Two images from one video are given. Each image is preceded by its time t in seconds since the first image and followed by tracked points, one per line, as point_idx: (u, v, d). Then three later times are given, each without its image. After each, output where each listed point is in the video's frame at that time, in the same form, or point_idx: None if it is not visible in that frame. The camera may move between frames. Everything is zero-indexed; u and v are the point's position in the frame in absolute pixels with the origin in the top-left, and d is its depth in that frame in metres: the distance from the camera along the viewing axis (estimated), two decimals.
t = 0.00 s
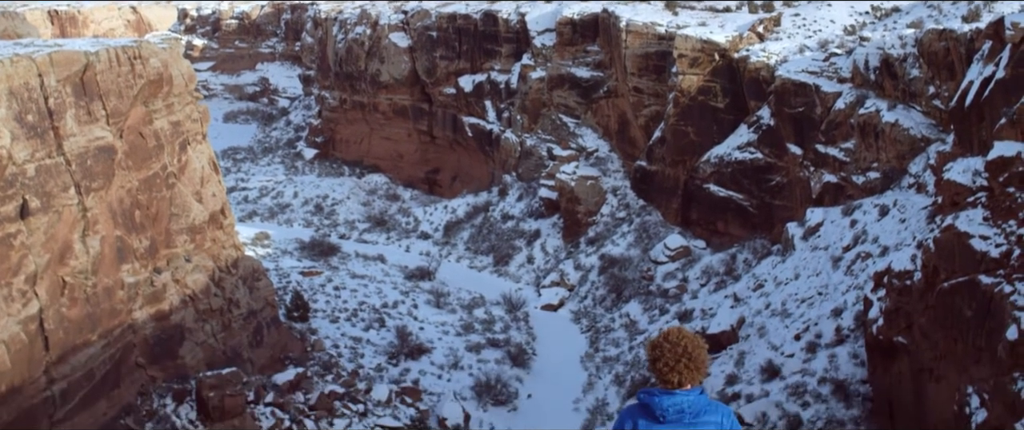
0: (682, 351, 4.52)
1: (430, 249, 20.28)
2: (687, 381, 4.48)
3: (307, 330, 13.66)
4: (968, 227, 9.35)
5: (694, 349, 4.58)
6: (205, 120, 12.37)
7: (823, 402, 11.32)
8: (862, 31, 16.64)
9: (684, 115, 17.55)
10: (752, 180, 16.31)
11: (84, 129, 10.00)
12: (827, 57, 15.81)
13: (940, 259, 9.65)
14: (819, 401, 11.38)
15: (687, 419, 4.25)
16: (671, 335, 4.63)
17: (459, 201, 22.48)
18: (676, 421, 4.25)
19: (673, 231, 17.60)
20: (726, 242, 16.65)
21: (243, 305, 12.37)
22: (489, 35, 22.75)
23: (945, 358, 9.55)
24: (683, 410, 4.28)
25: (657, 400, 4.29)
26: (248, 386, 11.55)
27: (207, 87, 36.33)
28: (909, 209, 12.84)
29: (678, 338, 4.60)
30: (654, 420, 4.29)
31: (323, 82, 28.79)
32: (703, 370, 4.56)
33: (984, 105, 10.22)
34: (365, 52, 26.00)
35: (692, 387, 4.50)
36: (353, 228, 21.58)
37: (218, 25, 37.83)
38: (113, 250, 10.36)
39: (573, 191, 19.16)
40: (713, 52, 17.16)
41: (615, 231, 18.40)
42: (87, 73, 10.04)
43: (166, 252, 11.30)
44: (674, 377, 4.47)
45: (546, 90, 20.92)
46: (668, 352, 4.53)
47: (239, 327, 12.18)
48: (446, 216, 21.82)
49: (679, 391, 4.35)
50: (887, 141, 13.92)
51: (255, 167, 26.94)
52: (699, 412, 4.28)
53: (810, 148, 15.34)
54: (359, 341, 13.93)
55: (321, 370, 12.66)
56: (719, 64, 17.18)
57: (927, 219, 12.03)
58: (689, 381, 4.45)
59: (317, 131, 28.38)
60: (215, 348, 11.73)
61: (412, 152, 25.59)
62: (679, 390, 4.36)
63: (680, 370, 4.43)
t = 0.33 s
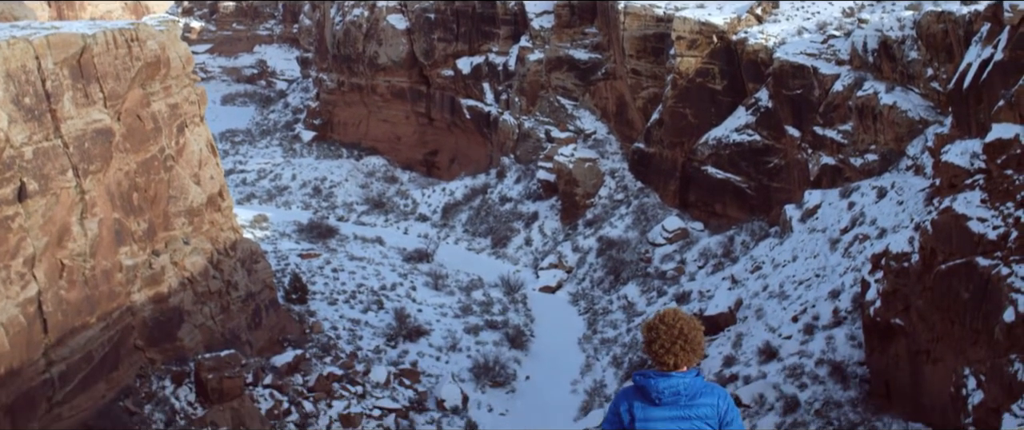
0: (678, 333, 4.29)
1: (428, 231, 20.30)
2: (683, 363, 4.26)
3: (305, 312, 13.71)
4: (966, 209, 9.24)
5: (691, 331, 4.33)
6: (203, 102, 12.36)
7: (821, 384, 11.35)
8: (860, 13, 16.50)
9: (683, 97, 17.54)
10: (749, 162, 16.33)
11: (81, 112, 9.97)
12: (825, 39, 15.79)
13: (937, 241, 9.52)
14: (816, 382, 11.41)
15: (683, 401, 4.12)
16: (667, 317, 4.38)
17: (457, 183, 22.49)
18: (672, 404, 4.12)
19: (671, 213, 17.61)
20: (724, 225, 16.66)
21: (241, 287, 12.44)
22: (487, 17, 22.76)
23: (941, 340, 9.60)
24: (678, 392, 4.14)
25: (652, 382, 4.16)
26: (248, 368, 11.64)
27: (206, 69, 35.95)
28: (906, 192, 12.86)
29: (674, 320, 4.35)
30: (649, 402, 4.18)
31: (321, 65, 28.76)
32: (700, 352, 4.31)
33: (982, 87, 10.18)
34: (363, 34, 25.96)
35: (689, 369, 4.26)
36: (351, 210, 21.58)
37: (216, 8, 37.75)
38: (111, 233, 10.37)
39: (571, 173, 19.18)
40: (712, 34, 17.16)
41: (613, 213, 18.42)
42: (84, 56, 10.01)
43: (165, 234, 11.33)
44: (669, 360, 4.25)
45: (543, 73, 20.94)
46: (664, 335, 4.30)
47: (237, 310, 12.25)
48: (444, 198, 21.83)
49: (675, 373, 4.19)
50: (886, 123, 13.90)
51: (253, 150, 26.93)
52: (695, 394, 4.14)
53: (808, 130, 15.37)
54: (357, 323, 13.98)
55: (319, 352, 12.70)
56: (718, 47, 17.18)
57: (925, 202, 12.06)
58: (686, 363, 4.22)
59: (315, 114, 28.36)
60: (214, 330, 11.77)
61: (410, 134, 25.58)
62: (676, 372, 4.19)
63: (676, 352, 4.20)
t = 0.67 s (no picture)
0: (674, 314, 4.28)
1: (426, 214, 20.31)
2: (680, 345, 4.25)
3: (304, 295, 13.78)
4: (964, 192, 9.20)
5: (687, 311, 4.33)
6: (200, 86, 12.36)
7: (818, 367, 11.39)
8: None
9: (681, 80, 17.54)
10: (747, 145, 16.33)
11: (80, 96, 9.94)
12: (824, 22, 15.67)
13: (935, 224, 9.54)
14: (814, 365, 11.45)
15: (679, 383, 4.18)
16: (664, 299, 4.39)
17: (456, 166, 22.51)
18: (668, 385, 4.19)
19: (669, 196, 17.64)
20: (721, 208, 16.69)
21: (240, 270, 12.51)
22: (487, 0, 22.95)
23: (938, 324, 9.60)
24: (675, 373, 4.19)
25: (649, 364, 4.20)
26: (246, 351, 11.70)
27: (204, 53, 35.82)
28: (904, 175, 12.87)
29: (672, 301, 4.36)
30: (647, 383, 4.23)
31: (318, 48, 28.70)
32: (698, 333, 4.33)
33: (982, 70, 10.14)
34: (360, 17, 25.90)
35: (686, 350, 4.27)
36: (349, 194, 21.59)
37: None
38: (110, 217, 10.37)
39: (569, 156, 19.21)
40: (710, 17, 17.14)
41: (611, 196, 18.44)
42: (82, 40, 9.99)
43: (163, 218, 11.35)
44: (666, 342, 4.25)
45: (542, 56, 21.02)
46: (661, 316, 4.31)
47: (235, 293, 12.31)
48: (443, 181, 21.84)
49: (671, 354, 4.22)
50: (884, 106, 13.89)
51: (252, 133, 26.91)
52: (692, 375, 4.20)
53: (806, 113, 15.38)
54: (355, 306, 14.04)
55: (318, 335, 12.75)
56: (716, 30, 17.18)
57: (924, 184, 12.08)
58: (682, 345, 4.22)
59: (313, 97, 28.34)
60: (212, 314, 11.83)
61: (409, 117, 25.60)
62: (672, 353, 4.22)
63: (673, 334, 4.20)
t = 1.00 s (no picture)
0: (674, 291, 4.25)
1: (424, 195, 20.33)
2: (680, 321, 4.24)
3: (302, 276, 13.86)
4: (962, 174, 9.18)
5: (686, 287, 4.30)
6: (198, 67, 12.36)
7: (816, 347, 11.43)
8: None
9: (679, 61, 17.63)
10: (746, 125, 16.31)
11: (77, 77, 9.86)
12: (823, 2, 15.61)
13: (933, 205, 9.57)
14: (811, 345, 11.49)
15: (678, 359, 4.18)
16: (664, 274, 4.35)
17: (454, 147, 22.52)
18: (668, 362, 4.18)
19: (667, 177, 17.66)
20: (719, 188, 16.71)
21: (238, 251, 12.59)
22: None
23: (936, 304, 9.61)
24: (675, 350, 4.18)
25: (649, 341, 4.17)
26: (246, 331, 11.76)
27: (202, 34, 35.66)
28: (902, 155, 12.83)
29: (670, 277, 4.32)
30: (646, 360, 4.21)
31: (316, 29, 28.65)
32: (696, 310, 4.30)
33: (979, 50, 10.07)
34: None
35: (685, 327, 4.26)
36: (347, 174, 21.60)
37: None
38: (107, 198, 10.36)
39: (567, 137, 19.27)
40: None
41: (609, 177, 18.45)
42: (78, 21, 9.88)
43: (161, 199, 11.40)
44: (666, 319, 4.22)
45: (540, 36, 21.04)
46: (660, 293, 4.27)
47: (234, 273, 12.40)
48: (440, 162, 21.86)
49: (670, 331, 4.20)
50: (882, 87, 13.89)
51: (250, 114, 26.91)
52: (692, 352, 4.20)
53: (804, 93, 15.40)
54: (353, 286, 14.11)
55: (316, 316, 12.81)
56: (714, 11, 17.17)
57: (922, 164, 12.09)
58: (681, 321, 4.21)
59: (310, 78, 28.27)
60: (211, 294, 11.89)
61: (406, 98, 25.52)
62: (672, 330, 4.20)
63: (672, 311, 4.18)
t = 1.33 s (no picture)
0: (675, 266, 4.29)
1: (422, 175, 20.34)
2: (680, 298, 4.26)
3: (300, 256, 13.94)
4: (960, 153, 9.18)
5: (686, 262, 4.34)
6: (196, 47, 12.36)
7: (813, 326, 11.47)
8: None
9: (677, 41, 17.76)
10: (744, 105, 16.30)
11: (74, 57, 9.82)
12: None
13: (930, 185, 9.61)
14: (809, 325, 11.54)
15: (679, 336, 4.19)
16: (664, 251, 4.38)
17: (451, 127, 22.52)
18: (668, 339, 4.19)
19: (665, 157, 17.66)
20: (717, 169, 16.67)
21: (236, 231, 12.64)
22: None
23: (933, 283, 9.62)
24: (675, 327, 4.19)
25: (649, 318, 4.18)
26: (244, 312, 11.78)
27: (199, 14, 35.58)
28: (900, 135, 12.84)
29: (672, 252, 4.36)
30: (646, 337, 4.22)
31: (313, 8, 28.56)
32: (697, 285, 4.34)
33: (978, 30, 10.02)
34: None
35: (685, 303, 4.29)
36: (345, 155, 21.62)
37: None
38: (105, 178, 10.39)
39: (566, 117, 19.28)
40: None
41: (607, 157, 18.47)
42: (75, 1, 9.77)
43: (160, 179, 11.41)
44: (666, 294, 4.24)
45: (538, 16, 21.18)
46: (660, 268, 4.31)
47: (232, 254, 12.45)
48: (438, 142, 21.87)
49: (671, 308, 4.22)
50: (880, 67, 13.93)
51: (247, 94, 26.87)
52: (692, 329, 4.22)
53: (802, 74, 15.45)
54: (352, 267, 14.17)
55: (314, 296, 12.87)
56: None
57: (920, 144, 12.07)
58: (682, 297, 4.23)
59: (309, 58, 28.17)
60: (209, 274, 11.96)
61: (404, 78, 25.49)
62: (672, 307, 4.22)
63: (672, 285, 4.21)
